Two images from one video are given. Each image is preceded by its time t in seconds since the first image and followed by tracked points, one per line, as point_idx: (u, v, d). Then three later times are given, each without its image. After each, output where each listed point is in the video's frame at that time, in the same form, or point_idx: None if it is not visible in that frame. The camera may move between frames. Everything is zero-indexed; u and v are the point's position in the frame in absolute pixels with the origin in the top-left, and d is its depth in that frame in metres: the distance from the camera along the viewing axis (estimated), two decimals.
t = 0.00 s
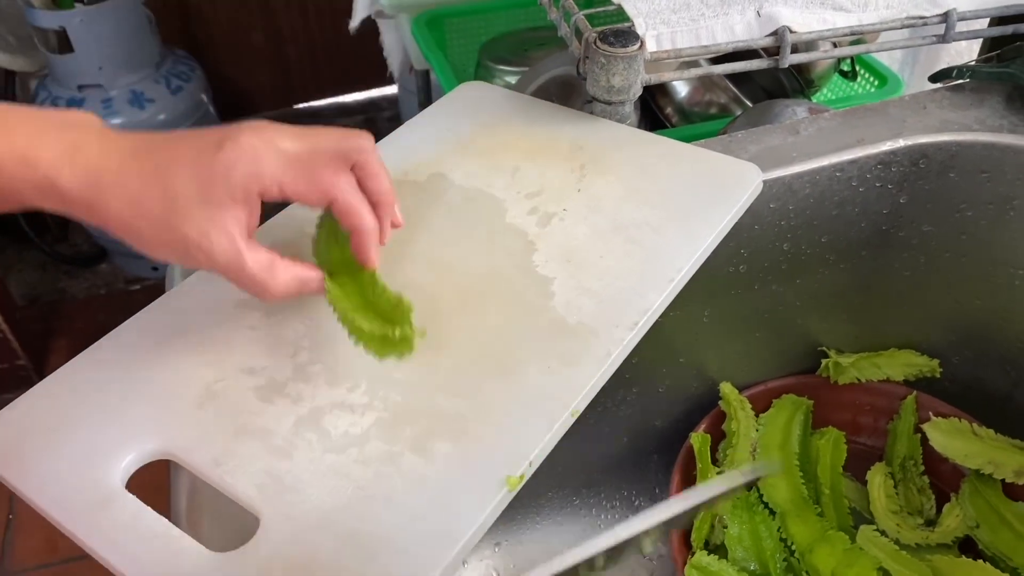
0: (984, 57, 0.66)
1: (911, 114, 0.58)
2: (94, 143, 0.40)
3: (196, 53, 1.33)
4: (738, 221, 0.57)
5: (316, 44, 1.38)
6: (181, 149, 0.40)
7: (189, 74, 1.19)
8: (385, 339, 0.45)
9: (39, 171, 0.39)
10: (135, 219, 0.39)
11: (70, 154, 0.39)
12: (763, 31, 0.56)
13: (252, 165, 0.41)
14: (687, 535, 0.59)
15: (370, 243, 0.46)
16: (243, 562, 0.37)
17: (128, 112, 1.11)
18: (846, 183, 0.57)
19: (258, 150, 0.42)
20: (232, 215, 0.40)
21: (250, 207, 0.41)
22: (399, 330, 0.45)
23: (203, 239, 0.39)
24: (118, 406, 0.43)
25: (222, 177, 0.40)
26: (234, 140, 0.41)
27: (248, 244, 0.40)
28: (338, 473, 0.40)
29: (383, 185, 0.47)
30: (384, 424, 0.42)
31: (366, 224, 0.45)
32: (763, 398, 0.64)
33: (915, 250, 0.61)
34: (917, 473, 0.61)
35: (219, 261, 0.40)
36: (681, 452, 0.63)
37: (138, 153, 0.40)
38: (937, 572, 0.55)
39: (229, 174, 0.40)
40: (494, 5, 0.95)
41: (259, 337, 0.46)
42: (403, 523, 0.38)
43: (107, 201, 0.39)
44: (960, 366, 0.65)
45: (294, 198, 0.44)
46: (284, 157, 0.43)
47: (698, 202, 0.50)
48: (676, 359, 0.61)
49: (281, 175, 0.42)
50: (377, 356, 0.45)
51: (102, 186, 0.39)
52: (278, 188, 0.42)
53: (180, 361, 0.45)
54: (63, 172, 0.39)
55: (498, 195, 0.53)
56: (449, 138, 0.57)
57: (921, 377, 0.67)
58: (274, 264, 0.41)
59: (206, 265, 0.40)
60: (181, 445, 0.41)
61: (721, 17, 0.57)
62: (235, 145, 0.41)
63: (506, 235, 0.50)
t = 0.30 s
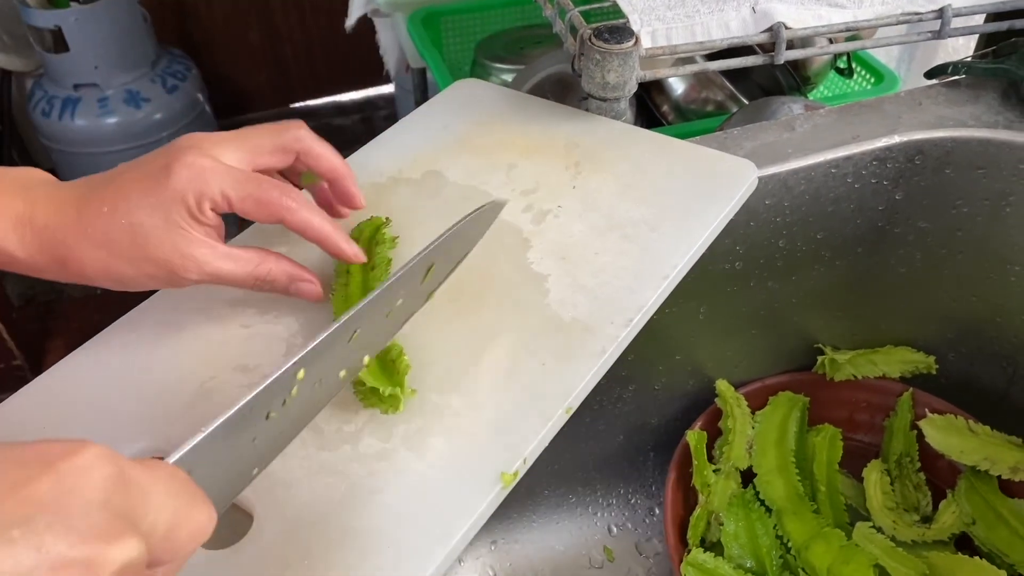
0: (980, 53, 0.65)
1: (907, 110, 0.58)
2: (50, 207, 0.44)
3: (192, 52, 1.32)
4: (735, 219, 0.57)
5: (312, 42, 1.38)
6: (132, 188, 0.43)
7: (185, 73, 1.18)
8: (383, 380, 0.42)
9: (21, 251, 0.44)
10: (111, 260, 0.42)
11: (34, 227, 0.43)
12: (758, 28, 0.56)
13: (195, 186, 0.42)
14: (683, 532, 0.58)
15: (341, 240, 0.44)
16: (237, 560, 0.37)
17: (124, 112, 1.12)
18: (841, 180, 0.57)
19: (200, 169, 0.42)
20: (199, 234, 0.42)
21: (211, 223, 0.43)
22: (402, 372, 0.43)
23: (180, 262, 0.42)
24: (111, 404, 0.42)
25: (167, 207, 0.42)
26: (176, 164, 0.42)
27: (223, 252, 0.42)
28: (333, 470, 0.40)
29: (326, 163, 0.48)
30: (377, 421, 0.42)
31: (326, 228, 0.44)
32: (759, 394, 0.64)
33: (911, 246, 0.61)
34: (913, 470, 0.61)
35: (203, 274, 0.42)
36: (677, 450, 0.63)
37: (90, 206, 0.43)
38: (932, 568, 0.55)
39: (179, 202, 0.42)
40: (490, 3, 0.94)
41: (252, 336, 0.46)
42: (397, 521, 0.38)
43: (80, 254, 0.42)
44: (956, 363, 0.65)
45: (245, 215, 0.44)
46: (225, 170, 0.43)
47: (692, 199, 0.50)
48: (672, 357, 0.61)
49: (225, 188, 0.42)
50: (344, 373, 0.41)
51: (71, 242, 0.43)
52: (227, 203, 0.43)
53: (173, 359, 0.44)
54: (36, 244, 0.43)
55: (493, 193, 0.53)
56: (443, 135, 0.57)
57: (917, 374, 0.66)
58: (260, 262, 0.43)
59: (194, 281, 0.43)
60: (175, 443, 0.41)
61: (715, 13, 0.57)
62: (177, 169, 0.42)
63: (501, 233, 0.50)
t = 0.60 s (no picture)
0: (979, 51, 0.65)
1: (905, 108, 0.58)
2: (63, 231, 0.45)
3: (189, 51, 1.32)
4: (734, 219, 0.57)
5: (309, 41, 1.38)
6: (138, 204, 0.44)
7: (183, 73, 1.17)
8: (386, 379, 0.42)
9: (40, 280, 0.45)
10: (126, 275, 0.43)
11: (51, 250, 0.45)
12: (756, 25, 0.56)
13: (196, 196, 0.43)
14: (682, 531, 0.58)
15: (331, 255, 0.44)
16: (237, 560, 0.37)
17: (122, 112, 1.12)
18: (840, 178, 0.57)
19: (199, 179, 0.43)
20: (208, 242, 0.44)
21: (218, 233, 0.44)
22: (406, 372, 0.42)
23: (193, 269, 0.43)
24: (108, 403, 0.42)
25: (172, 221, 0.43)
26: (176, 177, 0.43)
27: (234, 258, 0.44)
28: (332, 470, 0.40)
29: (332, 180, 0.48)
30: (376, 420, 0.42)
31: (315, 242, 0.44)
32: (758, 393, 0.64)
33: (909, 244, 0.61)
34: (913, 467, 0.61)
35: (216, 280, 0.44)
36: (676, 449, 0.63)
37: (100, 226, 0.44)
38: (932, 567, 0.55)
39: (183, 213, 0.43)
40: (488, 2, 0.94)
41: (250, 335, 0.45)
42: (397, 521, 0.38)
43: (96, 272, 0.44)
44: (954, 360, 0.65)
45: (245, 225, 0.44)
46: (224, 180, 0.44)
47: (691, 197, 0.50)
48: (671, 355, 0.61)
49: (225, 198, 0.43)
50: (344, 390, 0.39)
51: (87, 260, 0.44)
52: (229, 211, 0.44)
53: (170, 359, 0.44)
54: (52, 270, 0.45)
55: (491, 191, 0.53)
56: (441, 133, 0.57)
57: (916, 372, 0.66)
58: (270, 265, 0.44)
59: (209, 287, 0.44)
60: (174, 442, 0.41)
61: (714, 11, 0.57)
62: (177, 180, 0.43)
63: (500, 232, 0.50)
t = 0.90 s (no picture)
0: (976, 47, 0.65)
1: (902, 105, 0.58)
2: (71, 225, 0.45)
3: (186, 50, 1.32)
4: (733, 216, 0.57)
5: (307, 40, 1.38)
6: (144, 197, 0.44)
7: (181, 72, 1.17)
8: (393, 378, 0.42)
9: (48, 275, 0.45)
10: (130, 268, 0.43)
11: (57, 244, 0.45)
12: (754, 22, 0.56)
13: (201, 187, 0.43)
14: (681, 529, 0.58)
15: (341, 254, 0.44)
16: (235, 559, 0.37)
17: (118, 111, 1.11)
18: (837, 174, 0.57)
19: (205, 171, 0.43)
20: (212, 235, 0.43)
21: (223, 226, 0.43)
22: (412, 373, 0.42)
23: (196, 261, 0.42)
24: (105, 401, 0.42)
25: (176, 211, 0.42)
26: (182, 171, 0.43)
27: (238, 252, 0.43)
28: (330, 468, 0.40)
29: (338, 187, 0.47)
30: (374, 419, 0.42)
31: (320, 237, 0.43)
32: (757, 390, 0.64)
33: (907, 241, 0.61)
34: (911, 464, 0.61)
35: (219, 274, 0.43)
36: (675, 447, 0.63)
37: (106, 219, 0.44)
38: (930, 564, 0.55)
39: (187, 204, 0.42)
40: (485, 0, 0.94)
41: (248, 333, 0.45)
42: (394, 518, 0.38)
43: (101, 265, 0.43)
44: (952, 357, 0.65)
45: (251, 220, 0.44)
46: (230, 174, 0.44)
47: (689, 194, 0.50)
48: (669, 352, 0.61)
49: (230, 190, 0.43)
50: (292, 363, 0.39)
51: (92, 253, 0.43)
52: (234, 205, 0.43)
53: (168, 357, 0.44)
54: (60, 263, 0.45)
55: (489, 188, 0.52)
56: (439, 131, 0.57)
57: (914, 369, 0.66)
58: (273, 260, 0.43)
59: (213, 282, 0.43)
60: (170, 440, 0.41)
61: (711, 8, 0.57)
62: (184, 172, 0.43)
63: (497, 229, 0.50)
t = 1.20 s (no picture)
0: (972, 49, 0.66)
1: (898, 107, 0.58)
2: (69, 246, 0.45)
3: (184, 51, 1.32)
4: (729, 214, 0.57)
5: (305, 41, 1.38)
6: (141, 215, 0.43)
7: (178, 72, 1.17)
8: (412, 386, 0.42)
9: (46, 293, 0.45)
10: (130, 287, 0.43)
11: (56, 265, 0.45)
12: (750, 25, 0.56)
13: (198, 203, 0.42)
14: (678, 530, 0.59)
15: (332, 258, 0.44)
16: (233, 560, 0.37)
17: (117, 112, 1.11)
18: (833, 176, 0.57)
19: (201, 187, 0.43)
20: (211, 252, 0.43)
21: (223, 242, 0.43)
22: (430, 380, 0.42)
23: (196, 279, 0.42)
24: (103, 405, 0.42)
25: (175, 231, 0.42)
26: (178, 188, 0.43)
27: (239, 269, 0.43)
28: (328, 471, 0.40)
29: (331, 196, 0.47)
30: (371, 422, 0.42)
31: (320, 249, 0.44)
32: (753, 391, 0.64)
33: (903, 242, 0.62)
34: (907, 465, 0.61)
35: (222, 291, 0.43)
36: (672, 448, 0.63)
37: (104, 239, 0.44)
38: (927, 564, 0.55)
39: (185, 222, 0.42)
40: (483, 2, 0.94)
41: (246, 336, 0.45)
42: (392, 520, 0.38)
43: (101, 285, 0.43)
44: (948, 358, 0.66)
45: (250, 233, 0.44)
46: (226, 188, 0.44)
47: (686, 196, 0.50)
48: (666, 354, 0.62)
49: (228, 206, 0.43)
50: (311, 325, 0.39)
51: (91, 274, 0.43)
52: (232, 220, 0.43)
53: (165, 361, 0.44)
54: (58, 282, 0.44)
55: (486, 191, 0.53)
56: (437, 134, 0.57)
57: (910, 369, 0.66)
58: (273, 277, 0.43)
59: (213, 299, 0.43)
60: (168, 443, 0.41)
61: (707, 10, 0.57)
62: (180, 189, 0.43)
63: (494, 231, 0.50)
